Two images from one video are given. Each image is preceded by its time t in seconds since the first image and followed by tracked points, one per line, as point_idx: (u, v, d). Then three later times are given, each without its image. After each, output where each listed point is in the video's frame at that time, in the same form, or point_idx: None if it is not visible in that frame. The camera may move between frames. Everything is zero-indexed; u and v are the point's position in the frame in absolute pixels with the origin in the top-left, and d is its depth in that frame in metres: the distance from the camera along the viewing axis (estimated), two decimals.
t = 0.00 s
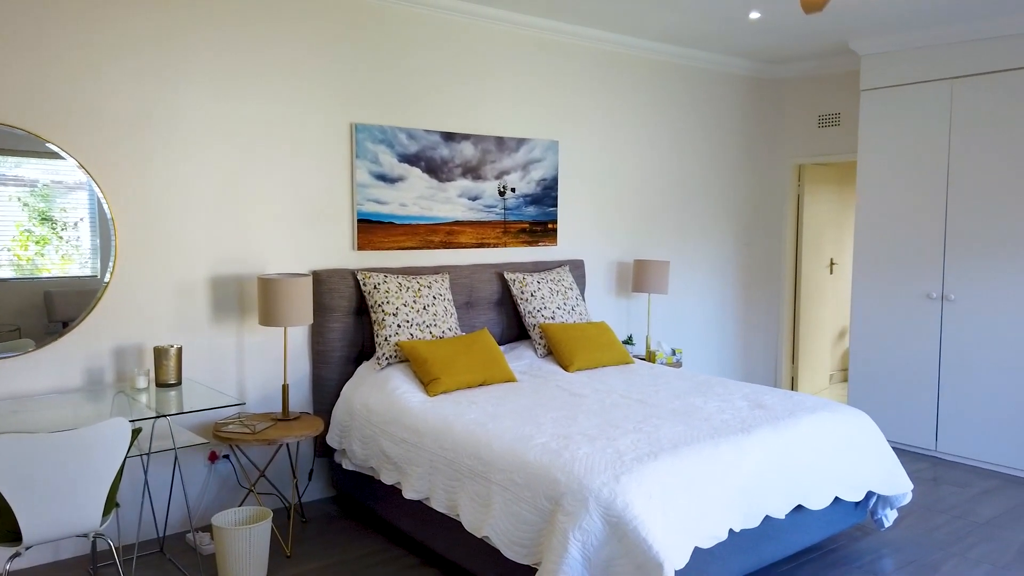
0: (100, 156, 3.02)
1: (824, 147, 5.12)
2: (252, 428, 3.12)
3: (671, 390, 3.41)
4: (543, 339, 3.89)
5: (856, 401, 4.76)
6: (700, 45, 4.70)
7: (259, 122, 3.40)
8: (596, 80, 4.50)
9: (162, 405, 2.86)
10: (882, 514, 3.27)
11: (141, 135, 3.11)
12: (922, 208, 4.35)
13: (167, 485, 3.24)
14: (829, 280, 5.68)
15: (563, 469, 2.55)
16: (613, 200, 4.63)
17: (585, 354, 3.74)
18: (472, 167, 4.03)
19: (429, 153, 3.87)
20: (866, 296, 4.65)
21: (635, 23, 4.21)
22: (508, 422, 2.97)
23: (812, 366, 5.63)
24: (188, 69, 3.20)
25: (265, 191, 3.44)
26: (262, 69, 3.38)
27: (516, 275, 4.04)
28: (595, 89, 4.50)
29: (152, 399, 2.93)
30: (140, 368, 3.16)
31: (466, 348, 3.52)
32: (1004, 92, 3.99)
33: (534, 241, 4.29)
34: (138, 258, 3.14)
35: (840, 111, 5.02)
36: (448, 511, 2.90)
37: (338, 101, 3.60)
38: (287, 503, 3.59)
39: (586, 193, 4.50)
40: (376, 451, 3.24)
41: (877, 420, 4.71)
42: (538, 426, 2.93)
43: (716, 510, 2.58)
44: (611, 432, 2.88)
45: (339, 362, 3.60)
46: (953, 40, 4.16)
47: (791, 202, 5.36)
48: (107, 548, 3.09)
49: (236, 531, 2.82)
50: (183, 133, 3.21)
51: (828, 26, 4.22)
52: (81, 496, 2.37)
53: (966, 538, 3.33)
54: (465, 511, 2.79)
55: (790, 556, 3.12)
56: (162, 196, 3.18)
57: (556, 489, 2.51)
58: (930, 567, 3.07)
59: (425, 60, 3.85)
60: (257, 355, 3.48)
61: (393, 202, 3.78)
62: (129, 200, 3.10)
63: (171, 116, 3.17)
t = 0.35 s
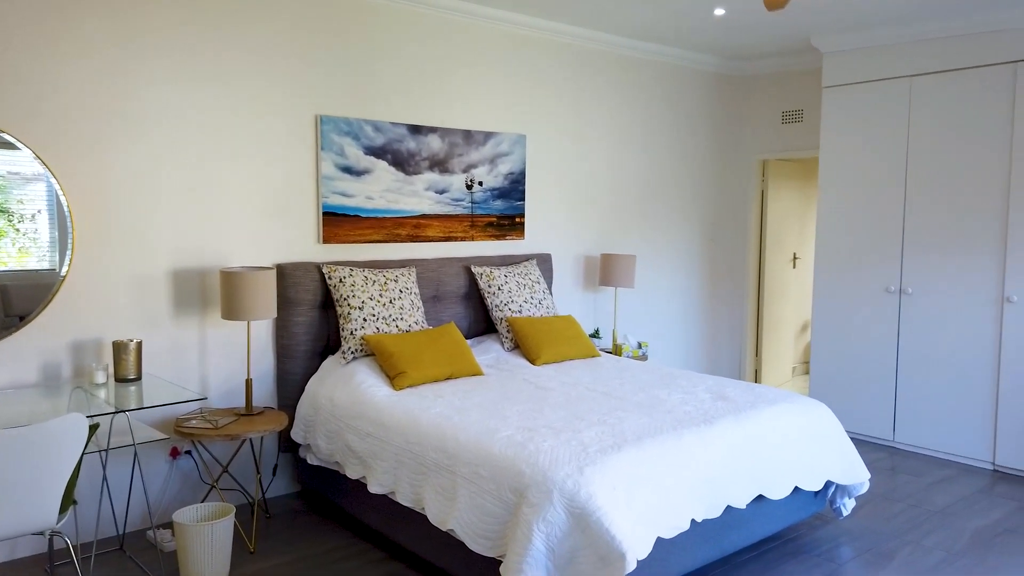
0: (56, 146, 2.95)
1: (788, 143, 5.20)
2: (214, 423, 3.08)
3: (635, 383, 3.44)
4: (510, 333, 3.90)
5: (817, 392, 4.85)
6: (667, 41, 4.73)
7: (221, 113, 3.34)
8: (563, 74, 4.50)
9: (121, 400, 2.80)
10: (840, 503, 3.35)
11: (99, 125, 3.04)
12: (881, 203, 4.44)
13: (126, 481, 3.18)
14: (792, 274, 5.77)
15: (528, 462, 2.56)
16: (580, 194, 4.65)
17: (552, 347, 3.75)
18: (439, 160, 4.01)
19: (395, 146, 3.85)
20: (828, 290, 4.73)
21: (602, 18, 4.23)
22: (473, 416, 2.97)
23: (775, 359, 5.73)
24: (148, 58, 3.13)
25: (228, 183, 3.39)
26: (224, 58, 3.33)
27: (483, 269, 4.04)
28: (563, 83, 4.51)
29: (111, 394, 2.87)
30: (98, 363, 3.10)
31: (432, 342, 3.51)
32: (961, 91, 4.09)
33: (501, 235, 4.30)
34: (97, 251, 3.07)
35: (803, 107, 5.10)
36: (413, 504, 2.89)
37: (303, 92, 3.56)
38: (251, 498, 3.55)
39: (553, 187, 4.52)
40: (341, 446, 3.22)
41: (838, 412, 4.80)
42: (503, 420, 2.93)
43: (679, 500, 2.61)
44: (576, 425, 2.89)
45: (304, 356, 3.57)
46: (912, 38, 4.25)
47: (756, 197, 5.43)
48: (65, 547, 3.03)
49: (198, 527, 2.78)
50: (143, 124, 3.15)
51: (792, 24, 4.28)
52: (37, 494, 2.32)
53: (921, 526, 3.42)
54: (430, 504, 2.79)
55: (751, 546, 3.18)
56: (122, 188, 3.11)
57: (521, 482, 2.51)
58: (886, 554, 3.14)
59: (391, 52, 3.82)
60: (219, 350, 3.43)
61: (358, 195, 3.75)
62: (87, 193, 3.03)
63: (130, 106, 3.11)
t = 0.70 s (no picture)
0: None
1: (742, 138, 5.28)
2: (165, 420, 3.02)
3: (592, 375, 3.47)
4: (468, 326, 3.90)
5: (771, 383, 4.95)
6: (624, 36, 4.77)
7: (171, 104, 3.27)
8: (521, 68, 4.51)
9: (67, 397, 2.73)
10: (791, 491, 3.43)
11: (42, 115, 2.95)
12: (832, 197, 4.55)
13: (73, 481, 3.10)
14: (747, 267, 5.88)
15: (484, 454, 2.56)
16: (539, 188, 4.67)
17: (510, 341, 3.76)
18: (396, 153, 3.99)
19: (351, 138, 3.81)
20: (781, 283, 4.83)
21: (559, 12, 4.24)
22: (430, 409, 2.96)
23: (730, 350, 5.83)
24: (93, 47, 3.05)
25: (178, 175, 3.32)
26: (173, 47, 3.25)
27: (441, 263, 4.03)
28: (521, 77, 4.51)
29: (56, 391, 2.80)
30: (43, 360, 3.01)
31: (389, 336, 3.49)
32: (908, 88, 4.20)
33: (460, 229, 4.29)
34: (41, 245, 2.98)
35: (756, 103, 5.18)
36: (369, 499, 2.87)
37: (255, 83, 3.50)
38: (204, 496, 3.49)
39: (512, 181, 4.52)
40: (297, 442, 3.18)
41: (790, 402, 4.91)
42: (460, 413, 2.93)
43: (633, 490, 2.64)
44: (532, 417, 2.90)
45: (258, 351, 3.51)
46: (861, 37, 4.35)
47: (711, 191, 5.51)
48: (8, 549, 2.94)
49: (149, 525, 2.72)
50: (89, 114, 3.06)
51: (745, 21, 4.35)
52: None
53: (869, 511, 3.52)
54: (386, 498, 2.78)
55: (704, 534, 3.23)
56: (67, 180, 3.03)
57: (477, 474, 2.51)
58: (834, 539, 3.23)
59: (347, 43, 3.78)
60: (170, 345, 3.37)
61: (314, 187, 3.71)
62: (30, 185, 2.94)
63: (75, 96, 3.02)
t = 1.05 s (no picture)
0: None
1: (703, 133, 5.35)
2: (120, 418, 2.96)
3: (555, 368, 3.49)
4: (432, 321, 3.89)
5: (731, 375, 5.02)
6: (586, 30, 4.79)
7: (124, 95, 3.19)
8: (483, 61, 4.50)
9: (17, 396, 2.65)
10: (750, 480, 3.49)
11: None
12: (790, 192, 4.63)
13: (24, 482, 3.02)
14: (708, 261, 5.96)
15: (446, 448, 2.55)
16: (502, 182, 4.67)
17: (473, 335, 3.76)
18: (357, 147, 3.95)
19: (311, 131, 3.76)
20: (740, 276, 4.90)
21: (522, 6, 4.24)
22: (392, 404, 2.95)
23: (691, 343, 5.91)
24: (41, 35, 2.96)
25: (132, 169, 3.24)
26: (126, 36, 3.17)
27: (404, 257, 4.01)
28: (483, 70, 4.50)
29: (5, 390, 2.71)
30: None
31: (351, 331, 3.46)
32: (862, 85, 4.29)
33: (422, 223, 4.27)
34: None
35: (716, 98, 5.25)
36: (331, 495, 2.85)
37: (212, 74, 3.43)
38: (161, 496, 3.43)
39: (474, 175, 4.51)
40: (257, 439, 3.14)
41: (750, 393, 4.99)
42: (423, 407, 2.92)
43: (595, 481, 2.66)
44: (495, 410, 2.91)
45: (216, 347, 3.46)
46: (817, 33, 4.43)
47: (673, 186, 5.57)
48: None
49: (104, 525, 2.66)
50: (38, 105, 2.97)
51: (706, 16, 4.39)
52: None
53: (825, 499, 3.60)
54: (348, 494, 2.75)
55: (666, 524, 3.27)
56: (14, 173, 2.93)
57: (439, 468, 2.51)
58: (792, 527, 3.29)
59: (306, 34, 3.72)
60: (125, 342, 3.29)
61: (273, 181, 3.66)
62: None
63: (22, 86, 2.93)
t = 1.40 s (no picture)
0: None
1: (661, 128, 5.40)
2: (68, 417, 2.88)
3: (514, 362, 3.50)
4: (391, 316, 3.87)
5: (689, 367, 5.10)
6: (545, 25, 4.79)
7: (70, 85, 3.10)
8: (442, 55, 4.48)
9: None
10: (706, 470, 3.55)
11: None
12: (745, 186, 4.71)
13: None
14: (666, 255, 6.03)
15: (405, 443, 2.54)
16: (462, 177, 4.66)
17: (433, 329, 3.76)
18: (313, 140, 3.90)
19: (266, 124, 3.70)
20: (697, 270, 4.97)
21: None
22: (350, 399, 2.92)
23: (650, 336, 5.98)
24: None
25: (79, 161, 3.15)
26: (71, 24, 3.07)
27: (362, 252, 3.98)
28: (442, 64, 4.48)
29: None
30: None
31: (308, 327, 3.42)
32: (814, 82, 4.39)
33: (381, 217, 4.24)
34: None
35: (674, 94, 5.31)
36: (288, 492, 2.82)
37: (163, 64, 3.35)
38: (113, 496, 3.35)
39: (434, 169, 4.50)
40: (212, 436, 3.09)
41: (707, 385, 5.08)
42: (381, 402, 2.90)
43: (554, 473, 2.68)
44: (454, 404, 2.91)
45: (169, 344, 3.39)
46: (771, 31, 4.51)
47: (631, 181, 5.63)
48: None
49: (52, 527, 2.60)
50: None
51: (664, 12, 4.43)
52: None
53: (779, 487, 3.68)
54: (305, 491, 2.73)
55: (624, 514, 3.32)
56: None
57: (398, 463, 2.50)
58: (747, 515, 3.36)
59: (260, 25, 3.66)
60: (73, 340, 3.21)
61: (227, 174, 3.59)
62: None
63: None
